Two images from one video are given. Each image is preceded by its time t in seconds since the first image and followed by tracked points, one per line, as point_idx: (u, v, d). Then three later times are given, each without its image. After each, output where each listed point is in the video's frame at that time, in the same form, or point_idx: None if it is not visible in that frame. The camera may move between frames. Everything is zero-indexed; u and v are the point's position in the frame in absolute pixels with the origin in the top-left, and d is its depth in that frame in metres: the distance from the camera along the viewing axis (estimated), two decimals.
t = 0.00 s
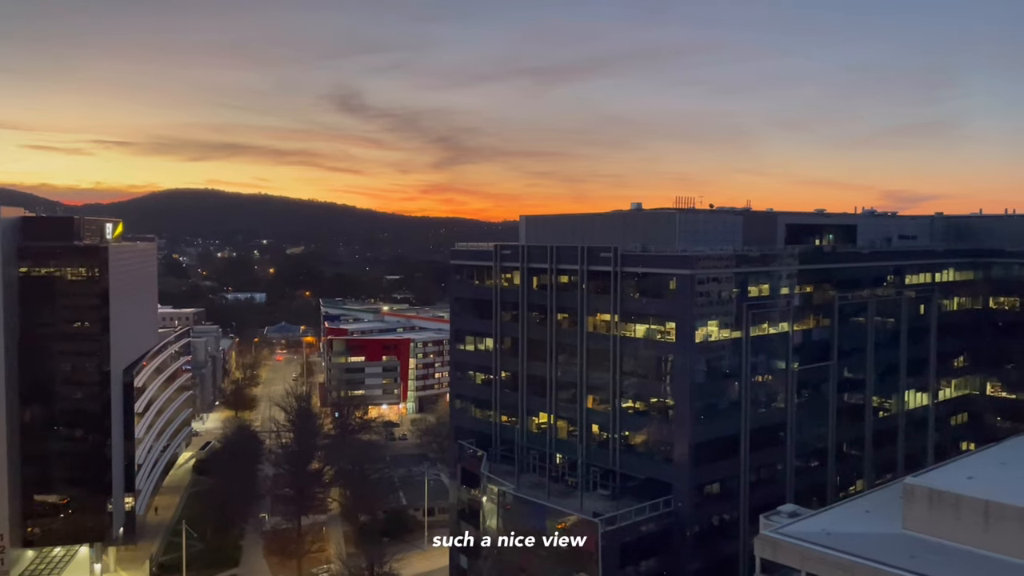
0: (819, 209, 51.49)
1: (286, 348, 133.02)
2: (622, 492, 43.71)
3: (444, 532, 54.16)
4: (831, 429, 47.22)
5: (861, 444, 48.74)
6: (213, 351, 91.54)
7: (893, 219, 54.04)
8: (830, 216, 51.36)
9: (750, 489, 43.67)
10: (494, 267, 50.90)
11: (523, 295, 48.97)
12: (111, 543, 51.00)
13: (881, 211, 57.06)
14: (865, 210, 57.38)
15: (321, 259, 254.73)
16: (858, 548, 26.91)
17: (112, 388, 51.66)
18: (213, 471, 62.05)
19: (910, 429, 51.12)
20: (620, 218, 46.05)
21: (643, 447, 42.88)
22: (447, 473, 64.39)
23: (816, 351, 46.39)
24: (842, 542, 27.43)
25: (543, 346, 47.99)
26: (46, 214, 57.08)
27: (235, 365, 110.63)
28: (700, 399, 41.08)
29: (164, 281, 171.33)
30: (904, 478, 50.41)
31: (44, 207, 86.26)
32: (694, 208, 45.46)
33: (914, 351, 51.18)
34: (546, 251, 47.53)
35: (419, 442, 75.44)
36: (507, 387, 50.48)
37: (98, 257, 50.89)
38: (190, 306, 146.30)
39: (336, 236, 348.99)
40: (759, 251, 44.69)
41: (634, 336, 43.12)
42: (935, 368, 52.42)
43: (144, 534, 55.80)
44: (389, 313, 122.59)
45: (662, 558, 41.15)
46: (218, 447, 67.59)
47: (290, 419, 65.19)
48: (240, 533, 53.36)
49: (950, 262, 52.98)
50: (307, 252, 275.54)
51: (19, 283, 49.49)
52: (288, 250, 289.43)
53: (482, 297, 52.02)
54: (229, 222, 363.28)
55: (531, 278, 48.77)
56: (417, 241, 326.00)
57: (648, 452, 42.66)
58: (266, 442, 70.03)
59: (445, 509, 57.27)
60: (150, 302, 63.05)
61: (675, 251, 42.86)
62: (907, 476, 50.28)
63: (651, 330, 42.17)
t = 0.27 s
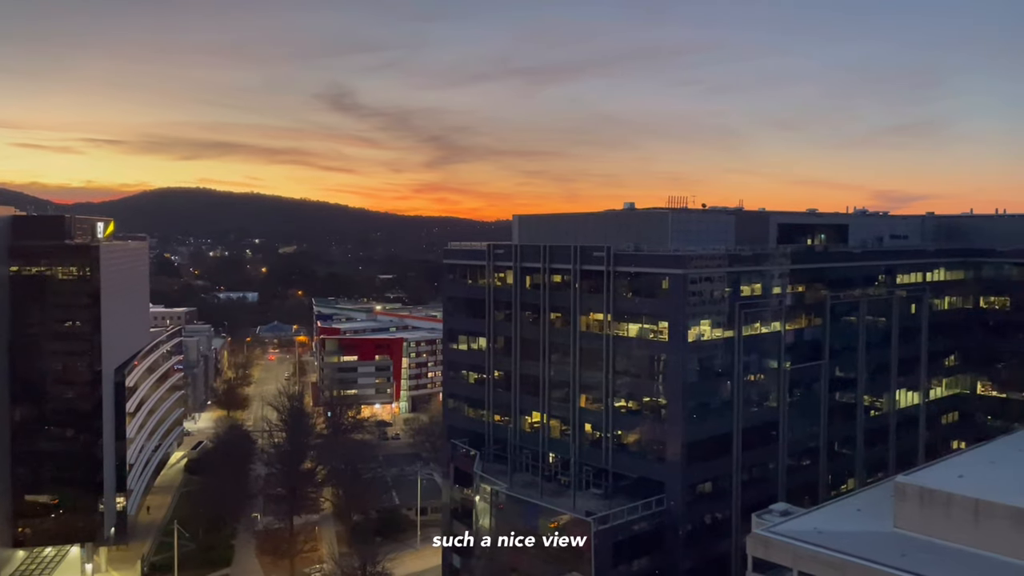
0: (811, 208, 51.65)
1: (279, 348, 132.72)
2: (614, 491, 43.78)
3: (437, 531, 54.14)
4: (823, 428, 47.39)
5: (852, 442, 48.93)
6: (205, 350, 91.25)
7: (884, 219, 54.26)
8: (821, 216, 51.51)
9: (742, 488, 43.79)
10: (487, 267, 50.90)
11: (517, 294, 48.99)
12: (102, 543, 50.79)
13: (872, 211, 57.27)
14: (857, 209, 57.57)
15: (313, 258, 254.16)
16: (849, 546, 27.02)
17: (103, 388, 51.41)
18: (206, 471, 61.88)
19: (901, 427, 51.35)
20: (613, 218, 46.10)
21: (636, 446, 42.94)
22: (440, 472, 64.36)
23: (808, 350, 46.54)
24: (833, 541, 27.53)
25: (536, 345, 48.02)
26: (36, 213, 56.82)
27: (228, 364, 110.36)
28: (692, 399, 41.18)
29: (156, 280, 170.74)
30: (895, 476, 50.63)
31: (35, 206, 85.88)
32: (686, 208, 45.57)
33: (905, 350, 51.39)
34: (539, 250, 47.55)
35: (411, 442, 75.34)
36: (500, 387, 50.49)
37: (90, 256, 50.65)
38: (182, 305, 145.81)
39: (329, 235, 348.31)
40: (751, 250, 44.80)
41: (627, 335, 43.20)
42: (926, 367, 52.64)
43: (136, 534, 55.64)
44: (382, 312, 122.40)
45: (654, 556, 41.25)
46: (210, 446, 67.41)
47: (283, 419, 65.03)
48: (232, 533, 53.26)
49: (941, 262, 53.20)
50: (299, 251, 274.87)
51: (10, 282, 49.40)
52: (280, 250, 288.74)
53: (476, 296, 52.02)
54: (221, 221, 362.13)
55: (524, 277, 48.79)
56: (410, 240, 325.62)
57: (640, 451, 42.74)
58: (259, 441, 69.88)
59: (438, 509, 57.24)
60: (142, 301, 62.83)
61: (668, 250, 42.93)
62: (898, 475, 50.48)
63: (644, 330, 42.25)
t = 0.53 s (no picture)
0: (802, 208, 51.77)
1: (271, 347, 132.38)
2: (607, 490, 43.85)
3: (429, 531, 54.11)
4: (814, 427, 47.56)
5: (844, 441, 49.11)
6: (197, 350, 90.96)
7: (875, 218, 54.47)
8: (813, 215, 51.63)
9: (734, 487, 43.91)
10: (480, 266, 50.88)
11: (509, 294, 48.98)
12: (93, 543, 50.26)
13: (864, 211, 57.47)
14: (849, 209, 57.76)
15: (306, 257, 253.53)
16: (840, 544, 27.14)
17: (94, 387, 51.24)
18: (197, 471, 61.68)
19: (892, 426, 51.58)
20: (606, 217, 46.14)
21: (629, 445, 43.01)
22: (432, 472, 64.33)
23: (799, 349, 46.68)
24: (825, 539, 27.64)
25: (528, 344, 48.04)
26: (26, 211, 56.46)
27: (219, 364, 109.99)
28: (685, 398, 41.26)
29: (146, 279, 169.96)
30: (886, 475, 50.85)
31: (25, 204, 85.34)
32: (679, 208, 45.66)
33: (896, 349, 51.59)
34: (532, 250, 47.56)
35: (404, 441, 75.25)
36: (492, 386, 50.49)
37: (81, 255, 50.46)
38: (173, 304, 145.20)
39: (322, 234, 347.56)
40: (743, 250, 44.89)
41: (619, 334, 43.25)
42: (916, 366, 52.87)
43: (127, 534, 55.41)
44: (374, 312, 122.18)
45: (647, 555, 41.33)
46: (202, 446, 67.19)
47: (275, 418, 64.88)
48: (224, 533, 53.11)
49: (932, 262, 53.43)
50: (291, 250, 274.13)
51: None
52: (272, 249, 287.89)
53: (468, 295, 52.00)
54: (213, 219, 360.82)
55: (516, 276, 48.79)
56: (403, 239, 325.15)
57: (633, 450, 42.81)
58: (251, 441, 69.68)
59: (430, 508, 57.20)
60: (133, 300, 62.57)
61: (660, 250, 42.99)
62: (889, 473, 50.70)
63: (636, 329, 42.31)
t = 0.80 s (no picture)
0: (794, 208, 51.91)
1: (262, 346, 131.98)
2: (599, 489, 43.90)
3: (422, 530, 54.08)
4: (805, 426, 47.71)
5: (835, 440, 49.28)
6: (188, 349, 90.65)
7: (866, 218, 54.68)
8: (804, 215, 51.77)
9: (726, 486, 44.00)
10: (472, 265, 50.86)
11: (502, 293, 48.98)
12: (83, 543, 50.23)
13: (855, 211, 57.67)
14: (840, 209, 57.96)
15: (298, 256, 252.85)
16: (831, 543, 27.25)
17: (85, 387, 51.05)
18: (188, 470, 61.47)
19: (883, 425, 51.79)
20: (598, 217, 46.18)
21: (621, 445, 43.08)
22: (424, 471, 64.29)
23: (791, 348, 46.82)
24: (816, 538, 27.74)
25: (521, 343, 48.04)
26: (16, 210, 56.12)
27: (211, 363, 109.63)
28: (676, 397, 41.33)
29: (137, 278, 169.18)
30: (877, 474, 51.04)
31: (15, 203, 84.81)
32: (671, 207, 45.75)
33: (886, 348, 51.80)
34: (525, 249, 47.56)
35: (396, 441, 75.17)
36: (485, 385, 50.47)
37: (71, 253, 50.25)
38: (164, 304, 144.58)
39: (314, 233, 346.85)
40: (735, 249, 44.99)
41: (612, 334, 43.30)
42: (907, 365, 53.08)
43: (118, 534, 55.20)
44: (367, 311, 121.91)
45: (639, 554, 41.41)
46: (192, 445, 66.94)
47: (266, 417, 64.71)
48: (215, 533, 52.96)
49: (922, 262, 53.64)
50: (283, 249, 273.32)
51: None
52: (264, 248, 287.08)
53: (461, 295, 51.98)
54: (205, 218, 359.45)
55: (509, 276, 48.78)
56: (395, 238, 324.65)
57: (625, 449, 42.87)
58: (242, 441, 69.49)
59: (423, 507, 57.18)
60: (123, 299, 62.31)
61: (652, 249, 43.04)
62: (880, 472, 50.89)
63: (628, 328, 42.37)
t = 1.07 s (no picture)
0: (785, 207, 52.08)
1: (254, 346, 131.60)
2: (591, 488, 43.97)
3: (414, 529, 54.04)
4: (796, 425, 47.89)
5: (825, 439, 49.47)
6: (179, 349, 90.31)
7: (857, 217, 54.93)
8: (795, 215, 51.92)
9: (717, 485, 44.13)
10: (464, 265, 50.84)
11: (494, 292, 48.98)
12: (74, 543, 49.56)
13: (845, 210, 57.90)
14: (831, 208, 58.19)
15: (289, 256, 252.14)
16: (821, 541, 27.37)
17: (75, 386, 50.78)
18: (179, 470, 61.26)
19: (873, 424, 52.01)
20: (590, 216, 46.22)
21: (612, 444, 43.14)
22: (416, 470, 64.27)
23: (782, 348, 46.97)
24: (806, 536, 27.85)
25: (513, 343, 48.05)
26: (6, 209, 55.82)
27: (202, 362, 109.20)
28: (668, 396, 41.42)
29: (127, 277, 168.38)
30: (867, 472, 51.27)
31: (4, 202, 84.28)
32: (662, 207, 45.84)
33: (877, 347, 52.02)
34: (517, 248, 47.58)
35: (388, 440, 75.11)
36: (477, 384, 50.47)
37: (61, 252, 49.96)
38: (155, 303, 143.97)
39: (306, 232, 346.09)
40: (726, 249, 45.11)
41: (604, 333, 43.36)
42: (897, 364, 53.31)
43: (108, 534, 54.94)
44: (358, 311, 121.64)
45: (631, 553, 41.50)
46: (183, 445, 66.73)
47: (258, 417, 64.55)
48: (206, 533, 52.78)
49: (912, 261, 53.88)
50: (274, 248, 272.49)
51: None
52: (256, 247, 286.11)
53: (452, 294, 51.97)
54: (196, 217, 357.99)
55: (501, 275, 48.79)
56: (388, 237, 324.20)
57: (617, 448, 42.92)
58: (233, 440, 69.29)
59: (414, 507, 57.15)
60: (114, 299, 62.01)
61: (644, 248, 43.11)
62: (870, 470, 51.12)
63: (620, 328, 42.43)
